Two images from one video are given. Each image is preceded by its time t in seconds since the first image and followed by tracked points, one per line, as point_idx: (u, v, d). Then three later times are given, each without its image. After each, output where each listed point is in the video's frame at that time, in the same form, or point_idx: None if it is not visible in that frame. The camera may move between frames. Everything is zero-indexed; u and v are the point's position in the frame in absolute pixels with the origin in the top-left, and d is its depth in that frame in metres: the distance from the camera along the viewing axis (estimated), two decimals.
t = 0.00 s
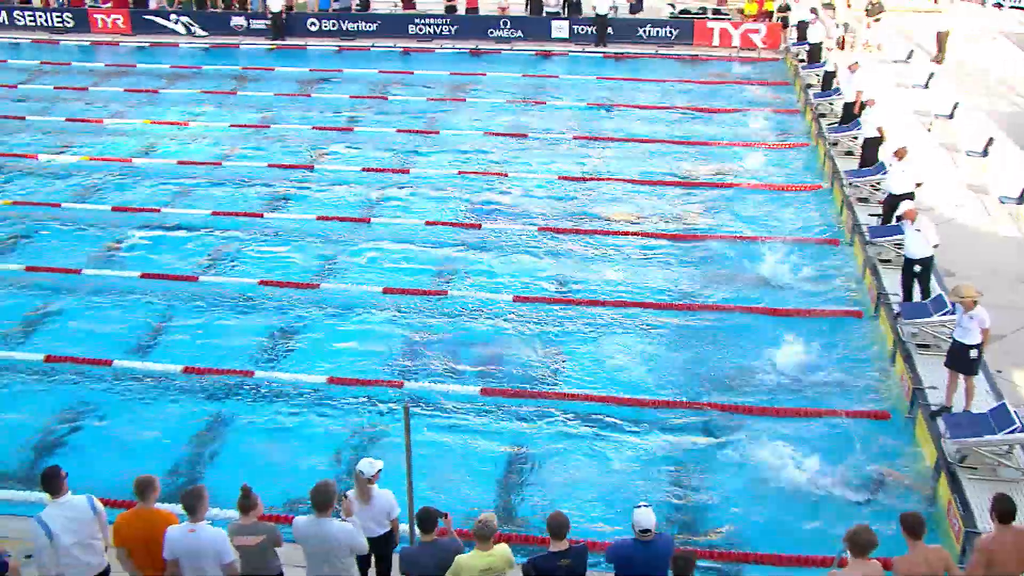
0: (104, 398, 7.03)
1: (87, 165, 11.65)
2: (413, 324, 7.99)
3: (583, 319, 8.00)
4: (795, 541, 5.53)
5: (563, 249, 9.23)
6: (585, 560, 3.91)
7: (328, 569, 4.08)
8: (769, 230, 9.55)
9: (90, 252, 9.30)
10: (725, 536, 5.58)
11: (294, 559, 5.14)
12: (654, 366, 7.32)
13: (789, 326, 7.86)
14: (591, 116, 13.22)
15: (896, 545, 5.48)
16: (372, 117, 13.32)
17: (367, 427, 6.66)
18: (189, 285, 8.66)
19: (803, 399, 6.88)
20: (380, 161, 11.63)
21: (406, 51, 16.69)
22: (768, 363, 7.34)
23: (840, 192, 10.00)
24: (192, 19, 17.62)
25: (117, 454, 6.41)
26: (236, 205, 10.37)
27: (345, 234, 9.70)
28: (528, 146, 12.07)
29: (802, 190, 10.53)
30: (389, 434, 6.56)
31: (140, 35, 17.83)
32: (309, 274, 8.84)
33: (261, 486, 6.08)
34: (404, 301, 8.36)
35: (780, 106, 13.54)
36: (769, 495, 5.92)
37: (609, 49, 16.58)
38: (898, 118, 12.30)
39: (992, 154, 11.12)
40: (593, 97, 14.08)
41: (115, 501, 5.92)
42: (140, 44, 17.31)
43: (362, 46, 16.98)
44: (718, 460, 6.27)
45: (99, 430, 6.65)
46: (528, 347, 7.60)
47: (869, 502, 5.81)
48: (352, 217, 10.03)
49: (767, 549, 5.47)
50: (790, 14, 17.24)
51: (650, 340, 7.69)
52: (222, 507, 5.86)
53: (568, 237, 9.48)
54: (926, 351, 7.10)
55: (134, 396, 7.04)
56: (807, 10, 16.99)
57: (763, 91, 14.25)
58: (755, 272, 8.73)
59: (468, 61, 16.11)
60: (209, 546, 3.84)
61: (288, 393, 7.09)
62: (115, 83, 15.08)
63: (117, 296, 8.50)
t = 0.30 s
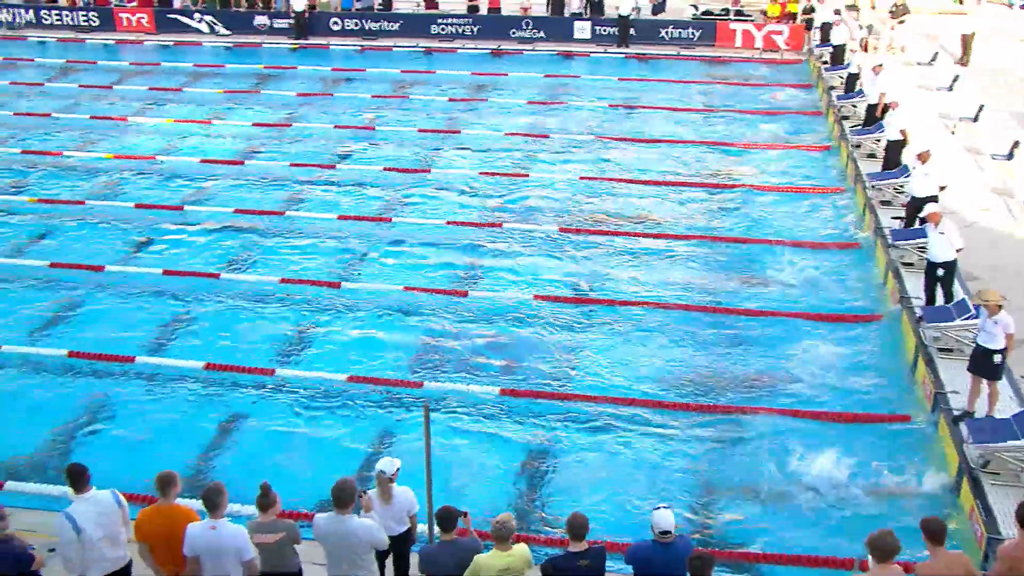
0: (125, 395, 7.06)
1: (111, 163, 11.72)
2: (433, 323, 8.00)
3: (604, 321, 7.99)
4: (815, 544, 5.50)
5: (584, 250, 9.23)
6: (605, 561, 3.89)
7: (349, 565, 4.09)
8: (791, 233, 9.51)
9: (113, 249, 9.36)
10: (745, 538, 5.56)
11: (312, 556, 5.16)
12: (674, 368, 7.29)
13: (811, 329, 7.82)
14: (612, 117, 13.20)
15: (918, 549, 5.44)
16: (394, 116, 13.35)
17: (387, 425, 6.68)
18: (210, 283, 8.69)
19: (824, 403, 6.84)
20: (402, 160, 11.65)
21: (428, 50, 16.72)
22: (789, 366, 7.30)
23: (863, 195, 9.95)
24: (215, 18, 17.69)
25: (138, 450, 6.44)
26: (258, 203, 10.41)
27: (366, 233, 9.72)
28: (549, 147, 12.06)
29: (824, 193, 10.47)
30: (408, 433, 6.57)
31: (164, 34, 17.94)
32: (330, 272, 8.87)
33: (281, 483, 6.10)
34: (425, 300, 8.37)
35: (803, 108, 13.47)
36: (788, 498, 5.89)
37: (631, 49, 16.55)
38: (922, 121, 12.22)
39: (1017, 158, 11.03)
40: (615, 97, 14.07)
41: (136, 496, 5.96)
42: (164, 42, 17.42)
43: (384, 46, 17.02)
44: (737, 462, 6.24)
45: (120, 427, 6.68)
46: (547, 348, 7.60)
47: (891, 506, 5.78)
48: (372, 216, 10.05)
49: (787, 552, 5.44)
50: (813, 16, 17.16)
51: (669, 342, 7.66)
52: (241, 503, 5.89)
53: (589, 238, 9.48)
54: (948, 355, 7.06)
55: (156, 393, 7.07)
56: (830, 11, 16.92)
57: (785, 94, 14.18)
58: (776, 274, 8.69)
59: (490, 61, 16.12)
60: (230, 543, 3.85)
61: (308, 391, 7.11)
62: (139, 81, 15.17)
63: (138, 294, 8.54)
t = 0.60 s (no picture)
0: (146, 391, 7.11)
1: (133, 160, 11.79)
2: (452, 323, 8.01)
3: (622, 321, 7.98)
4: (834, 547, 5.48)
5: (603, 251, 9.22)
6: (623, 563, 3.89)
7: (368, 564, 4.10)
8: (812, 235, 9.47)
9: (134, 246, 9.42)
10: (763, 540, 5.55)
11: (331, 553, 5.19)
12: (692, 370, 7.28)
13: (831, 331, 7.79)
14: (633, 118, 13.17)
15: (938, 554, 5.41)
16: (414, 116, 13.37)
17: (405, 424, 6.69)
18: (231, 280, 8.73)
19: (844, 406, 6.81)
20: (422, 159, 11.67)
21: (449, 50, 16.74)
22: (809, 368, 7.28)
23: (885, 198, 9.90)
24: (238, 17, 17.77)
25: (158, 445, 6.48)
26: (279, 202, 10.45)
27: (386, 231, 9.75)
28: (569, 147, 12.06)
29: (846, 195, 10.42)
30: (427, 431, 6.59)
31: (186, 32, 18.03)
32: (350, 271, 8.89)
33: (300, 480, 6.13)
34: (444, 299, 8.39)
35: (824, 109, 13.41)
36: (808, 501, 5.87)
37: (652, 50, 16.52)
38: (945, 124, 12.14)
39: None
40: (636, 98, 14.05)
41: (156, 491, 5.99)
42: (187, 41, 17.51)
43: (405, 46, 17.04)
44: (756, 464, 6.22)
45: (141, 422, 6.73)
46: (566, 348, 7.60)
47: (911, 510, 5.75)
48: (392, 215, 10.07)
49: (806, 555, 5.42)
50: (836, 18, 17.09)
51: (688, 343, 7.65)
52: (260, 499, 5.92)
53: (609, 238, 9.47)
54: (969, 359, 7.01)
55: (176, 389, 7.12)
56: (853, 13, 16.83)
57: (807, 96, 14.12)
58: (796, 277, 8.65)
59: (511, 61, 16.13)
60: (250, 540, 3.86)
61: (327, 389, 7.13)
62: (162, 79, 15.26)
63: (160, 290, 8.59)
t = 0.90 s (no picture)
0: (165, 388, 7.14)
1: (153, 158, 11.85)
2: (469, 323, 8.01)
3: (640, 323, 7.96)
4: (852, 551, 5.45)
5: (621, 251, 9.21)
6: (638, 564, 3.88)
7: (387, 561, 4.13)
8: (831, 237, 9.43)
9: (154, 243, 9.47)
10: (780, 543, 5.52)
11: (347, 552, 5.20)
12: (710, 372, 7.26)
13: (850, 334, 7.75)
14: (651, 119, 13.15)
15: (957, 558, 5.37)
16: (432, 116, 13.39)
17: (421, 423, 6.70)
18: (249, 279, 8.77)
19: (863, 409, 6.78)
20: (441, 159, 11.68)
21: (468, 50, 16.76)
22: (828, 371, 7.25)
23: (904, 200, 9.85)
24: (258, 16, 17.84)
25: (177, 443, 6.51)
26: (298, 201, 10.48)
27: (404, 231, 9.76)
28: (588, 147, 12.04)
29: (866, 198, 10.37)
30: (444, 431, 6.59)
31: (207, 31, 18.11)
32: (368, 270, 8.91)
33: (317, 478, 6.15)
34: (461, 300, 8.39)
35: (844, 111, 13.36)
36: (826, 504, 5.85)
37: (671, 51, 16.50)
38: (966, 126, 12.07)
39: None
40: (654, 99, 14.03)
41: (174, 487, 6.02)
42: (207, 40, 17.59)
43: (424, 45, 17.07)
44: (774, 467, 6.20)
45: (159, 419, 6.76)
46: (583, 349, 7.59)
47: (929, 514, 5.72)
48: (410, 215, 10.08)
49: (822, 558, 5.40)
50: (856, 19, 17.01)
51: (706, 345, 7.62)
52: (277, 496, 5.94)
53: (627, 239, 9.45)
54: (989, 363, 6.97)
55: (195, 387, 7.14)
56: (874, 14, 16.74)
57: (827, 97, 14.05)
58: (815, 279, 8.62)
59: (530, 61, 16.14)
60: (268, 539, 3.88)
61: (345, 388, 7.15)
62: (182, 78, 15.33)
63: (179, 288, 8.63)
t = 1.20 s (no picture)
0: (183, 386, 7.17)
1: (173, 157, 11.91)
2: (486, 323, 8.01)
3: (656, 324, 7.95)
4: (870, 555, 5.42)
5: (638, 253, 9.19)
6: (654, 565, 3.87)
7: (404, 560, 4.13)
8: (850, 240, 9.39)
9: (173, 242, 9.51)
10: (796, 545, 5.51)
11: (364, 552, 5.21)
12: (727, 374, 7.24)
13: (869, 337, 7.71)
14: (669, 120, 13.13)
15: (975, 563, 5.34)
16: (450, 116, 13.40)
17: (438, 423, 6.71)
18: (267, 278, 8.80)
19: (880, 412, 6.74)
20: (458, 159, 11.70)
21: (486, 51, 16.79)
22: (846, 374, 7.21)
23: (924, 203, 9.80)
24: (277, 16, 17.91)
25: (194, 440, 6.54)
26: (316, 200, 10.51)
27: (422, 231, 9.77)
28: (606, 148, 12.03)
29: (885, 200, 10.31)
30: (460, 431, 6.60)
31: (227, 30, 18.19)
32: (385, 270, 8.93)
33: (333, 476, 6.16)
34: (479, 300, 8.40)
35: (863, 113, 13.29)
36: (844, 508, 5.82)
37: (690, 52, 16.47)
38: (987, 128, 12.00)
39: None
40: (673, 100, 14.00)
41: (191, 484, 6.05)
42: (226, 40, 17.67)
43: (443, 45, 17.10)
44: (791, 470, 6.17)
45: (177, 417, 6.79)
46: (600, 349, 7.58)
47: (946, 518, 5.68)
48: (428, 215, 10.09)
49: (838, 560, 5.38)
50: (877, 21, 16.93)
51: (723, 347, 7.61)
52: (294, 494, 5.96)
53: (644, 241, 9.44)
54: (1009, 368, 6.93)
55: (212, 385, 7.18)
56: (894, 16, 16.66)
57: (846, 99, 14.00)
58: (833, 282, 8.58)
59: (549, 62, 16.14)
60: (285, 538, 3.88)
61: (362, 387, 7.16)
62: (202, 77, 15.41)
63: (198, 286, 8.68)
